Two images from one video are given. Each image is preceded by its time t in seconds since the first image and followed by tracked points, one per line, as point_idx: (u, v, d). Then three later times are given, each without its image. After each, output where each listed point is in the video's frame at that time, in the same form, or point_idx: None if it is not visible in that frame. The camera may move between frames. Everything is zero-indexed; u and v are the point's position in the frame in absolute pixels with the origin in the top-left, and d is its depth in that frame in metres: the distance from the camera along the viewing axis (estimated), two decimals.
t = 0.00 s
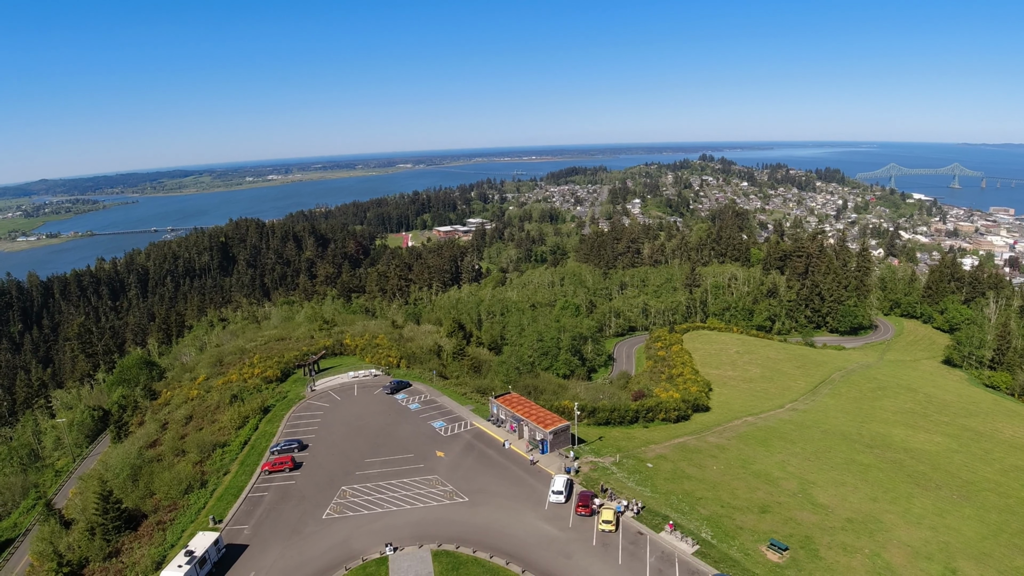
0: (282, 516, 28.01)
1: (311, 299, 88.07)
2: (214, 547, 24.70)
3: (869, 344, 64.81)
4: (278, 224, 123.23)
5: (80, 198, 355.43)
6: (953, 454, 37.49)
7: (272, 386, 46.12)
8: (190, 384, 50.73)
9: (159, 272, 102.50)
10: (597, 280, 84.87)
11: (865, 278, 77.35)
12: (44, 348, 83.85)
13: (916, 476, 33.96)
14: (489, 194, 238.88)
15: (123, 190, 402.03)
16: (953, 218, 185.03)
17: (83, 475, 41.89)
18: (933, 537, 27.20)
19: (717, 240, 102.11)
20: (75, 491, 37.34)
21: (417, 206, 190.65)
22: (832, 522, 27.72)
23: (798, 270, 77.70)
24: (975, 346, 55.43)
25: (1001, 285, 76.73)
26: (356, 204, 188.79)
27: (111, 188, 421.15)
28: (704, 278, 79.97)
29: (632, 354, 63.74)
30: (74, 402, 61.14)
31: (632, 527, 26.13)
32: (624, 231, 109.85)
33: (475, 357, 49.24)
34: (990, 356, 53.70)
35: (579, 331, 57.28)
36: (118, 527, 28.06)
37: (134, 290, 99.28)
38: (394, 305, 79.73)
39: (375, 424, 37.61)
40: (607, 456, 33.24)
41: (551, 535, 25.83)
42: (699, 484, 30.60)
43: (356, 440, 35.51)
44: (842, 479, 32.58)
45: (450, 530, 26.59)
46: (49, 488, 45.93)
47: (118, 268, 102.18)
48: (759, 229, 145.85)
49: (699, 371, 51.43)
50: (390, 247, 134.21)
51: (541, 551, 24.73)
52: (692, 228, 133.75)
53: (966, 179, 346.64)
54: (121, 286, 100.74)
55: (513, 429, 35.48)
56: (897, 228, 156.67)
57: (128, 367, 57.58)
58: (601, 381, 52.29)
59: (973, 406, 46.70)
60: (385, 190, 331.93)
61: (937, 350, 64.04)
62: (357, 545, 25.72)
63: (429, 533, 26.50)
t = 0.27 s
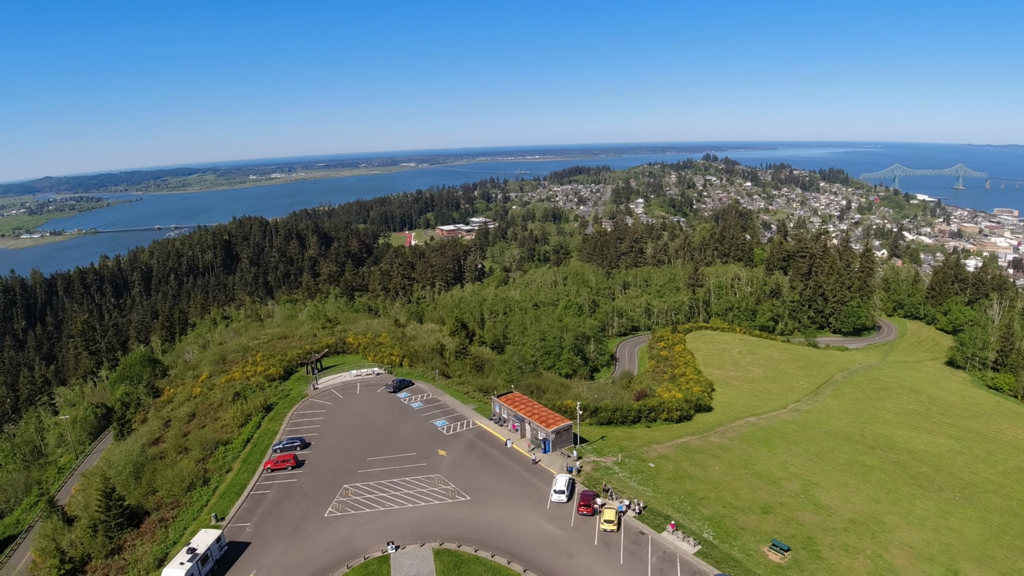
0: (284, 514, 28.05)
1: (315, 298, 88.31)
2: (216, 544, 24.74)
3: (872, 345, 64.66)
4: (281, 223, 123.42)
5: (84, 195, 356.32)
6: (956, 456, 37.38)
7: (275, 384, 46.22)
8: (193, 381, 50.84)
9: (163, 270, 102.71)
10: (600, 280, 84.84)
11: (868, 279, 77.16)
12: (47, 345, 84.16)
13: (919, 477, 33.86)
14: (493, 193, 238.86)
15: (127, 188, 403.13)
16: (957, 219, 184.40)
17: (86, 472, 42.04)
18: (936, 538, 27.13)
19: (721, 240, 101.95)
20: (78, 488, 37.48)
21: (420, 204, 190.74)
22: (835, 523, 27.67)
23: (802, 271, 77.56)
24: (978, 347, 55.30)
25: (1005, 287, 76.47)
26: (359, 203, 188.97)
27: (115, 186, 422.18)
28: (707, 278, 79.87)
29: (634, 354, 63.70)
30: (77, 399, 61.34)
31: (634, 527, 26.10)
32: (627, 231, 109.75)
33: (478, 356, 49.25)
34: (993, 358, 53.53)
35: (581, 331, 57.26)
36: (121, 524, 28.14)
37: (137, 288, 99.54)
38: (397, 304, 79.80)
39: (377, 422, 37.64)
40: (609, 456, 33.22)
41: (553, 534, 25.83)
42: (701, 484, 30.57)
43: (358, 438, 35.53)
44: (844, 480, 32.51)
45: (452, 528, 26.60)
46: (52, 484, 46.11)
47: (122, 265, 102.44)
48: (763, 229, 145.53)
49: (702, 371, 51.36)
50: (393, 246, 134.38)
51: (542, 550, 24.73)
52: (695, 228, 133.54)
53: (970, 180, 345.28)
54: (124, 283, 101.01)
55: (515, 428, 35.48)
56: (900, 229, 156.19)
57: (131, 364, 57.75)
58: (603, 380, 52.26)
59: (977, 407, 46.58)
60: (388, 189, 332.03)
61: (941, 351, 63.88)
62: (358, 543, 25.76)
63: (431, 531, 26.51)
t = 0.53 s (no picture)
0: (286, 513, 28.08)
1: (317, 297, 88.33)
2: (218, 542, 24.77)
3: (875, 348, 64.49)
4: (284, 222, 123.54)
5: (87, 193, 357.04)
6: (958, 459, 37.27)
7: (277, 383, 46.26)
8: (195, 379, 50.91)
9: (166, 268, 102.88)
10: (603, 281, 84.74)
11: (871, 281, 76.99)
12: (50, 342, 84.36)
13: (921, 480, 33.76)
14: (495, 193, 238.77)
15: (131, 186, 404.34)
16: (961, 222, 183.86)
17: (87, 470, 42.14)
18: (937, 541, 27.05)
19: (724, 242, 101.75)
20: (80, 485, 37.56)
21: (423, 204, 190.78)
22: (836, 525, 27.59)
23: (805, 273, 77.38)
24: (981, 350, 55.13)
25: (1008, 290, 76.18)
26: (362, 202, 189.08)
27: (118, 184, 423.19)
28: (710, 280, 79.74)
29: (636, 355, 63.69)
30: (79, 396, 61.45)
31: (636, 528, 26.07)
32: (630, 232, 109.61)
33: (480, 356, 49.23)
34: (996, 361, 53.34)
35: (584, 332, 57.19)
36: (122, 521, 28.18)
37: (140, 286, 99.67)
38: (399, 303, 79.81)
39: (379, 422, 37.66)
40: (611, 456, 33.20)
41: (554, 534, 25.82)
42: (702, 486, 30.52)
43: (360, 438, 35.54)
44: (846, 482, 32.43)
45: (453, 528, 26.61)
46: (54, 482, 46.21)
47: (125, 263, 102.60)
48: (766, 231, 145.21)
49: (704, 373, 51.27)
50: (396, 245, 134.43)
51: (543, 550, 24.74)
52: (698, 229, 133.35)
53: (974, 183, 344.24)
54: (127, 281, 101.14)
55: (517, 429, 35.46)
56: (904, 231, 155.76)
57: (134, 362, 57.82)
58: (605, 381, 52.19)
59: (979, 410, 46.44)
60: (391, 188, 332.30)
61: (943, 354, 63.69)
62: (360, 543, 25.77)
63: (432, 531, 26.51)
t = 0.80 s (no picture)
0: (287, 513, 28.08)
1: (319, 297, 88.43)
2: (219, 542, 24.79)
3: (877, 351, 64.40)
4: (287, 222, 123.69)
5: (91, 192, 357.83)
6: (960, 462, 37.20)
7: (279, 383, 46.29)
8: (197, 379, 50.95)
9: (168, 268, 103.04)
10: (605, 282, 84.75)
11: (873, 284, 76.88)
12: (52, 341, 84.51)
13: (923, 483, 33.69)
14: (498, 194, 238.84)
15: (135, 185, 405.51)
16: (963, 225, 183.69)
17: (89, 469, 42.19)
18: (938, 545, 26.98)
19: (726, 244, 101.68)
20: (81, 484, 37.59)
21: (426, 205, 191.00)
22: (838, 528, 27.54)
23: (807, 275, 77.31)
24: (983, 353, 55.05)
25: (1011, 293, 76.03)
26: (365, 203, 189.30)
27: (121, 184, 424.05)
28: (712, 282, 79.70)
29: (638, 357, 63.65)
30: (81, 395, 61.54)
31: (636, 530, 26.03)
32: (632, 234, 109.60)
33: (481, 357, 49.24)
34: (999, 364, 53.21)
35: (586, 333, 57.16)
36: (123, 520, 28.20)
37: (142, 285, 99.78)
38: (401, 304, 79.88)
39: (380, 422, 37.68)
40: (612, 458, 33.16)
41: (555, 536, 25.80)
42: (704, 488, 30.48)
43: (361, 438, 35.56)
44: (848, 485, 32.37)
45: (453, 529, 26.60)
46: (55, 480, 46.25)
47: (128, 262, 102.73)
48: (768, 233, 145.11)
49: (706, 375, 51.21)
50: (398, 246, 134.55)
51: (544, 552, 24.72)
52: (701, 231, 133.34)
53: (977, 186, 343.88)
54: (130, 280, 101.26)
55: (518, 430, 35.46)
56: (906, 234, 155.61)
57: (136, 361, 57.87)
58: (607, 383, 52.16)
59: (981, 414, 46.34)
60: (393, 189, 332.63)
61: (945, 357, 63.58)
62: (361, 543, 25.78)
63: (433, 531, 26.50)
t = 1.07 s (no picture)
0: (287, 513, 28.10)
1: (321, 297, 88.55)
2: (219, 542, 24.81)
3: (878, 353, 64.33)
4: (289, 222, 123.83)
5: (93, 192, 358.69)
6: (961, 466, 37.11)
7: (280, 383, 46.31)
8: (198, 379, 51.03)
9: (170, 267, 103.10)
10: (606, 284, 84.77)
11: (875, 287, 76.80)
12: (54, 341, 84.65)
13: (924, 486, 33.64)
14: (500, 196, 239.06)
15: (137, 185, 406.73)
16: (965, 228, 183.61)
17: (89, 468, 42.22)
18: (939, 548, 26.93)
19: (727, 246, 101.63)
20: (81, 483, 37.61)
21: (428, 206, 191.26)
22: (838, 532, 27.48)
23: (808, 278, 77.27)
24: (984, 357, 54.97)
25: (1013, 297, 75.88)
26: (367, 204, 189.54)
27: (123, 183, 424.54)
28: (713, 284, 79.67)
29: (639, 359, 63.61)
30: (82, 395, 61.61)
31: (636, 532, 26.01)
32: (634, 235, 109.60)
33: (482, 359, 49.26)
34: (1000, 368, 53.13)
35: (587, 335, 57.13)
36: (123, 520, 28.24)
37: (144, 285, 99.86)
38: (402, 305, 79.95)
39: (381, 423, 37.73)
40: (612, 460, 33.12)
41: (554, 537, 25.78)
42: (704, 490, 30.45)
43: (362, 439, 35.57)
44: (848, 488, 32.34)
45: (453, 530, 26.59)
46: (56, 479, 46.28)
47: (129, 262, 102.79)
48: (770, 236, 145.10)
49: (707, 377, 51.15)
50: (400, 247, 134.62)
51: (544, 553, 24.70)
52: (702, 233, 133.36)
53: (979, 189, 343.74)
54: (131, 280, 101.32)
55: (518, 431, 35.49)
56: (908, 237, 155.51)
57: (137, 361, 57.92)
58: (608, 385, 52.13)
59: (982, 417, 46.28)
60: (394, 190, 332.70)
61: (947, 360, 63.49)
62: (361, 543, 25.78)
63: (433, 532, 26.51)
